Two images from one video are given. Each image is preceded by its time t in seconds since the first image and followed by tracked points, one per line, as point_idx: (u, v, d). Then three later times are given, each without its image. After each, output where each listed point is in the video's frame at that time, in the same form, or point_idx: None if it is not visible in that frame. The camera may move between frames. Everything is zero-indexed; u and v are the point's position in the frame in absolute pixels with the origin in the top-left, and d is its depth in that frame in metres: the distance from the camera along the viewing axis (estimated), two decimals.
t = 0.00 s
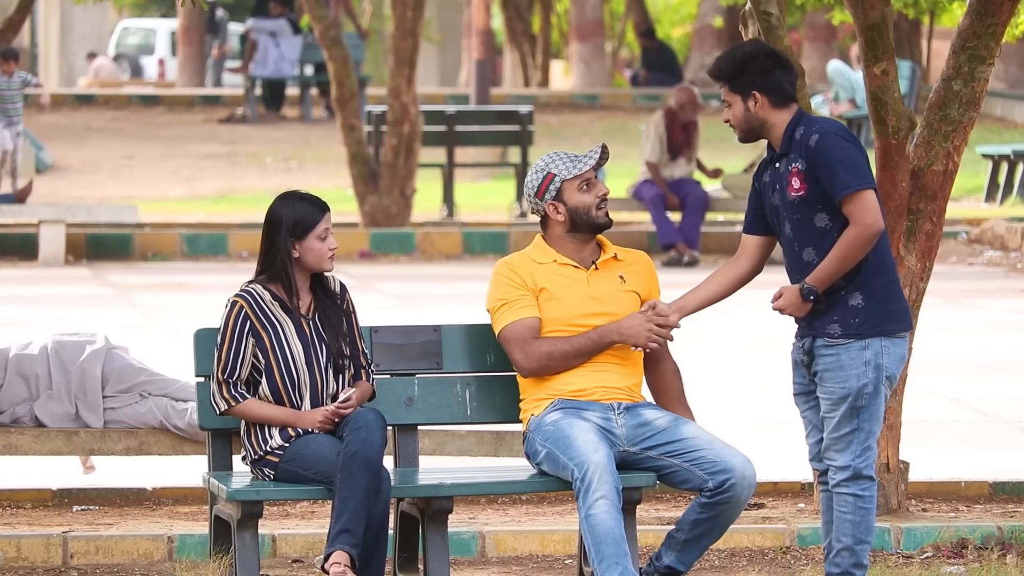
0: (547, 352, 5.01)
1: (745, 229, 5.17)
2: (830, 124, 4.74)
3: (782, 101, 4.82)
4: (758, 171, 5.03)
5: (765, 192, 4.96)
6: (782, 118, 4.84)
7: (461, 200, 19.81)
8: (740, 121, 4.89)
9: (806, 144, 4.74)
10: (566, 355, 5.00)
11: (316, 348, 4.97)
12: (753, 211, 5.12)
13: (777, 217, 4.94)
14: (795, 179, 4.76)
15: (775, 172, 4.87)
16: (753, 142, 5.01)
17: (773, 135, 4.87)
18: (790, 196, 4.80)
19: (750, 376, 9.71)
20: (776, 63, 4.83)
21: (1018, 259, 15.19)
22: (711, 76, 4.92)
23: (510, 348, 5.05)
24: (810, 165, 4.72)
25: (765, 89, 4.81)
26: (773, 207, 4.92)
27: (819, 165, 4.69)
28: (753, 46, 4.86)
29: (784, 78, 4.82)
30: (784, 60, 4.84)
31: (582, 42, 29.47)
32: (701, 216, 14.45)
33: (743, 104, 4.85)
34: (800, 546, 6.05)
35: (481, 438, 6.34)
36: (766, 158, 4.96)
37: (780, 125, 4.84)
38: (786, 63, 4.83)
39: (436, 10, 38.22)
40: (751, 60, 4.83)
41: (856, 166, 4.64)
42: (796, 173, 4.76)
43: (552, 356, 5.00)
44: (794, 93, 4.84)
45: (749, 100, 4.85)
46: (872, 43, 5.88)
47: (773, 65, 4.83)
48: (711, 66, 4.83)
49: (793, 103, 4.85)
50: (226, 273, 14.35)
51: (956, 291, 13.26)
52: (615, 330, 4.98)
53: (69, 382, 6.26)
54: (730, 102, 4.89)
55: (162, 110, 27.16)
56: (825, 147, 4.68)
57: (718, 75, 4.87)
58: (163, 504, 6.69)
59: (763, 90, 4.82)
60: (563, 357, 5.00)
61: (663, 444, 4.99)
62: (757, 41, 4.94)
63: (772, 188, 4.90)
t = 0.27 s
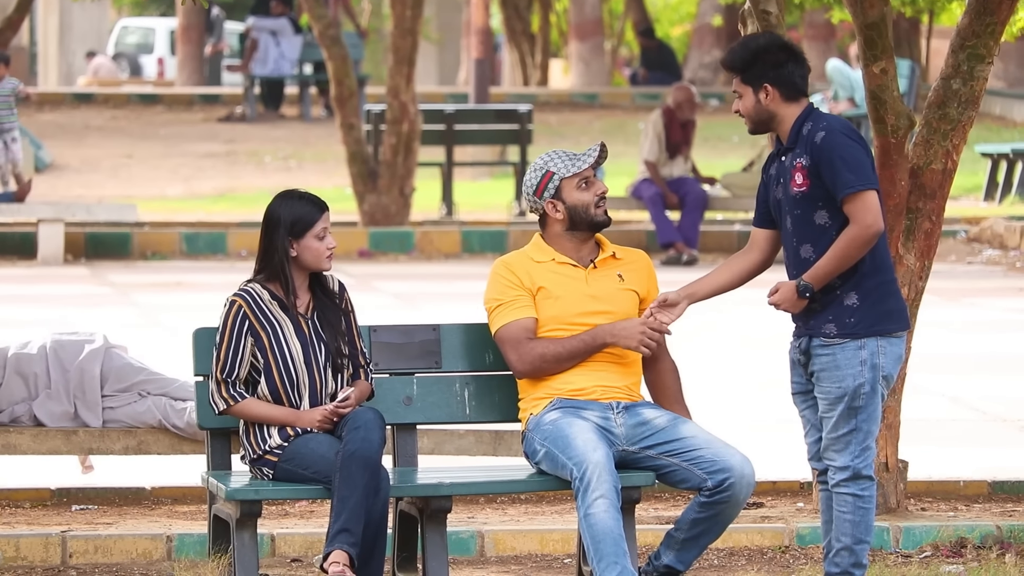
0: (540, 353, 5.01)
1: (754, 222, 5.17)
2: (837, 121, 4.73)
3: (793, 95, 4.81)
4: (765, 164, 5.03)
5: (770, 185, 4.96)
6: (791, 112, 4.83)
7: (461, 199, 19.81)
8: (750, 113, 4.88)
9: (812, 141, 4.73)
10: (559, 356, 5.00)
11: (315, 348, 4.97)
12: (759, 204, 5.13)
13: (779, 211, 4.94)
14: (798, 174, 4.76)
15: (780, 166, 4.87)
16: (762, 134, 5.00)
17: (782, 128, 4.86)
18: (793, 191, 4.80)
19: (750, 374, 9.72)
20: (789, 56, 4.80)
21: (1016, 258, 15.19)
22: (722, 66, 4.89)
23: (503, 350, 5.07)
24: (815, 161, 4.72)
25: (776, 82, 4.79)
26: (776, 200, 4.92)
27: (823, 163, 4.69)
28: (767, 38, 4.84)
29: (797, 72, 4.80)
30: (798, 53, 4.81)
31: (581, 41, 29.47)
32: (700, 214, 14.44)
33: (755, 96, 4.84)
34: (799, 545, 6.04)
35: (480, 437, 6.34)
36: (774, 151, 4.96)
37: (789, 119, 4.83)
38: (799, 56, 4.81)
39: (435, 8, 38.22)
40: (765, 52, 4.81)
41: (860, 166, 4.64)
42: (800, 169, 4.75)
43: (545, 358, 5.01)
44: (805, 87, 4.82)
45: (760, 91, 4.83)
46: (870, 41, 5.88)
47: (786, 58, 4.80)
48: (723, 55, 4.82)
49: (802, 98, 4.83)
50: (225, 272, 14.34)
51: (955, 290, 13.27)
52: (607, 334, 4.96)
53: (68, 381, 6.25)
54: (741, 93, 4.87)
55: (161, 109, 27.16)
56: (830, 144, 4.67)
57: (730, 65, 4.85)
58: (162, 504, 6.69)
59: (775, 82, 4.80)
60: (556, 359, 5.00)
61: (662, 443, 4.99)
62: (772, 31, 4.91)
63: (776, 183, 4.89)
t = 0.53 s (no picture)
0: (528, 355, 5.02)
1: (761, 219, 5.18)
2: (840, 122, 4.73)
3: (798, 93, 4.81)
4: (770, 161, 5.03)
5: (772, 183, 4.96)
6: (796, 110, 4.83)
7: (458, 199, 19.81)
8: (755, 110, 4.88)
9: (815, 141, 4.72)
10: (547, 360, 5.00)
11: (312, 348, 4.97)
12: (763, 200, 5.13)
13: (780, 209, 4.94)
14: (800, 174, 4.76)
15: (782, 165, 4.87)
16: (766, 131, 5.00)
17: (787, 126, 4.86)
18: (794, 190, 4.80)
19: (747, 374, 9.72)
20: (794, 54, 4.79)
21: (1013, 258, 15.20)
22: (728, 63, 4.90)
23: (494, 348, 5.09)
24: (816, 161, 4.72)
25: (781, 81, 4.79)
26: (778, 198, 4.92)
27: (825, 164, 4.69)
28: (774, 35, 4.83)
29: (802, 70, 4.80)
30: (803, 51, 4.80)
31: (578, 41, 29.48)
32: (697, 215, 14.44)
33: (759, 93, 4.84)
34: (796, 545, 6.05)
35: (478, 438, 6.35)
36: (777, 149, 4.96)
37: (793, 117, 4.83)
38: (805, 54, 4.80)
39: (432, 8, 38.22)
40: (771, 49, 4.80)
41: (862, 168, 4.64)
42: (801, 169, 4.75)
43: (532, 360, 5.01)
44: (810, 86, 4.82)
45: (765, 89, 4.83)
46: (867, 42, 5.90)
47: (791, 55, 4.80)
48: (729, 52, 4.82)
49: (806, 96, 4.83)
50: (222, 272, 14.33)
51: (952, 291, 13.27)
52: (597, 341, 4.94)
53: (66, 381, 6.25)
54: (746, 91, 4.87)
55: (158, 109, 27.15)
56: (833, 145, 4.67)
57: (735, 62, 4.86)
58: (160, 504, 6.69)
59: (779, 81, 4.80)
60: (543, 362, 5.00)
61: (659, 443, 4.99)
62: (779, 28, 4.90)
63: (777, 181, 4.90)
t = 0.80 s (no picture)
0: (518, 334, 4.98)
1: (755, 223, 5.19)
2: (833, 125, 4.73)
3: (788, 97, 4.81)
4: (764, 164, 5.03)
5: (767, 186, 4.97)
6: (788, 114, 4.83)
7: (452, 200, 19.81)
8: (747, 117, 4.89)
9: (809, 144, 4.73)
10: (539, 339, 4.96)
11: (306, 350, 4.97)
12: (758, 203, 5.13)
13: (776, 212, 4.95)
14: (794, 177, 4.77)
15: (777, 169, 4.88)
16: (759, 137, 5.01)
17: (780, 131, 4.86)
18: (789, 194, 4.81)
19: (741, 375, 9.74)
20: (782, 59, 4.80)
21: (1007, 259, 15.21)
22: (716, 73, 4.90)
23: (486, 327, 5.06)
24: (810, 164, 4.73)
25: (771, 86, 4.80)
26: (773, 201, 4.93)
27: (818, 167, 4.70)
28: (759, 43, 4.84)
29: (790, 74, 4.80)
30: (790, 55, 4.81)
31: (571, 42, 29.49)
32: (690, 216, 14.43)
33: (750, 100, 4.84)
34: (789, 546, 6.06)
35: (471, 439, 6.35)
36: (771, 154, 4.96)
37: (785, 122, 4.84)
38: (792, 58, 4.81)
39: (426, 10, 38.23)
40: (760, 55, 4.81)
41: (854, 172, 4.65)
42: (795, 172, 4.76)
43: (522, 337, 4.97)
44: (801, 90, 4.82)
45: (756, 96, 4.83)
46: (861, 43, 5.91)
47: (779, 60, 4.81)
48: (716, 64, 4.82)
49: (798, 100, 4.84)
50: (215, 273, 14.32)
51: (946, 292, 13.28)
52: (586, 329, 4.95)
53: (59, 382, 6.25)
54: (736, 99, 4.87)
55: (152, 110, 27.13)
56: (826, 149, 4.68)
57: (724, 72, 4.85)
58: (153, 505, 6.69)
59: (769, 87, 4.80)
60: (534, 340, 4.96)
61: (653, 445, 5.00)
62: (764, 35, 4.92)
63: (772, 184, 4.90)
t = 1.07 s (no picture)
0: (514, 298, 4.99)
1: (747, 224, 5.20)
2: (823, 126, 4.74)
3: (780, 98, 4.82)
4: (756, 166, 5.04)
5: (759, 188, 4.98)
6: (779, 116, 4.85)
7: (443, 201, 19.82)
8: (739, 118, 4.90)
9: (799, 146, 4.74)
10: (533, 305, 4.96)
11: (297, 351, 4.97)
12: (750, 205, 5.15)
13: (767, 213, 4.96)
14: (785, 178, 4.78)
15: (769, 169, 4.89)
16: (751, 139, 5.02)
17: (772, 132, 4.88)
18: (780, 195, 4.82)
19: (731, 376, 9.76)
20: (775, 60, 4.82)
21: (997, 260, 15.24)
22: (708, 73, 4.91)
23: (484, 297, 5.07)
24: (800, 166, 4.74)
25: (763, 87, 4.81)
26: (765, 202, 4.94)
27: (809, 168, 4.71)
28: (751, 43, 4.87)
29: (783, 75, 4.82)
30: (783, 56, 4.83)
31: (562, 44, 29.51)
32: (681, 218, 14.45)
33: (742, 101, 4.85)
34: (780, 547, 6.07)
35: (462, 440, 6.36)
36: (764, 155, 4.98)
37: (776, 123, 4.85)
38: (785, 59, 4.83)
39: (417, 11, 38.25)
40: (752, 55, 4.82)
41: (845, 173, 4.66)
42: (786, 173, 4.78)
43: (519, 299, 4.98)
44: (793, 90, 4.83)
45: (748, 97, 4.85)
46: (851, 44, 5.93)
47: (771, 60, 4.82)
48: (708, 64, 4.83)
49: (790, 100, 4.85)
50: (206, 275, 14.32)
51: (937, 293, 13.30)
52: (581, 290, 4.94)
53: (50, 383, 6.24)
54: (729, 99, 4.89)
55: (143, 111, 27.11)
56: (816, 150, 4.69)
57: (716, 72, 4.87)
58: (144, 506, 6.69)
59: (762, 87, 4.81)
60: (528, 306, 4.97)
61: (644, 446, 5.01)
62: (757, 35, 4.94)
63: (765, 185, 4.92)
